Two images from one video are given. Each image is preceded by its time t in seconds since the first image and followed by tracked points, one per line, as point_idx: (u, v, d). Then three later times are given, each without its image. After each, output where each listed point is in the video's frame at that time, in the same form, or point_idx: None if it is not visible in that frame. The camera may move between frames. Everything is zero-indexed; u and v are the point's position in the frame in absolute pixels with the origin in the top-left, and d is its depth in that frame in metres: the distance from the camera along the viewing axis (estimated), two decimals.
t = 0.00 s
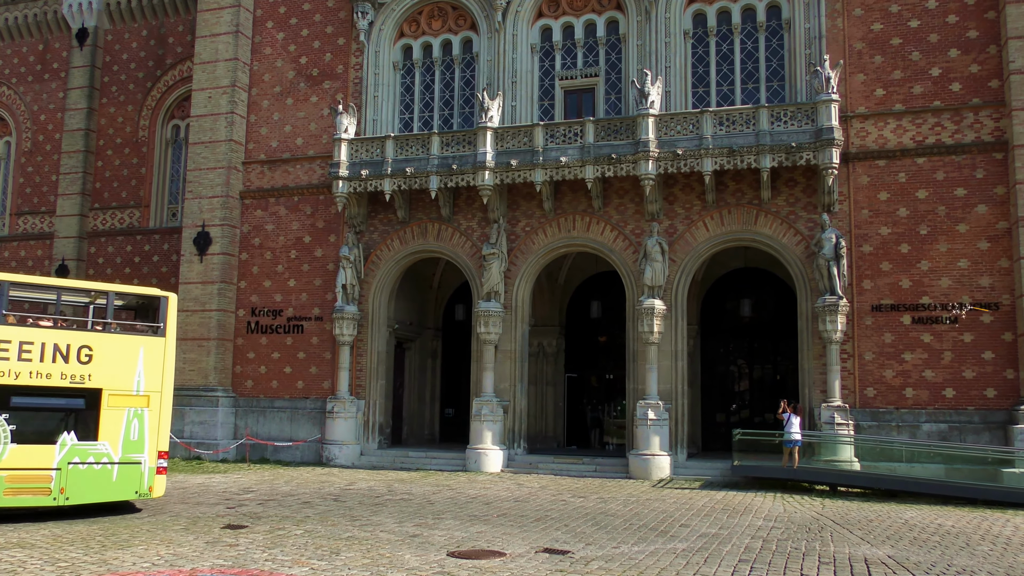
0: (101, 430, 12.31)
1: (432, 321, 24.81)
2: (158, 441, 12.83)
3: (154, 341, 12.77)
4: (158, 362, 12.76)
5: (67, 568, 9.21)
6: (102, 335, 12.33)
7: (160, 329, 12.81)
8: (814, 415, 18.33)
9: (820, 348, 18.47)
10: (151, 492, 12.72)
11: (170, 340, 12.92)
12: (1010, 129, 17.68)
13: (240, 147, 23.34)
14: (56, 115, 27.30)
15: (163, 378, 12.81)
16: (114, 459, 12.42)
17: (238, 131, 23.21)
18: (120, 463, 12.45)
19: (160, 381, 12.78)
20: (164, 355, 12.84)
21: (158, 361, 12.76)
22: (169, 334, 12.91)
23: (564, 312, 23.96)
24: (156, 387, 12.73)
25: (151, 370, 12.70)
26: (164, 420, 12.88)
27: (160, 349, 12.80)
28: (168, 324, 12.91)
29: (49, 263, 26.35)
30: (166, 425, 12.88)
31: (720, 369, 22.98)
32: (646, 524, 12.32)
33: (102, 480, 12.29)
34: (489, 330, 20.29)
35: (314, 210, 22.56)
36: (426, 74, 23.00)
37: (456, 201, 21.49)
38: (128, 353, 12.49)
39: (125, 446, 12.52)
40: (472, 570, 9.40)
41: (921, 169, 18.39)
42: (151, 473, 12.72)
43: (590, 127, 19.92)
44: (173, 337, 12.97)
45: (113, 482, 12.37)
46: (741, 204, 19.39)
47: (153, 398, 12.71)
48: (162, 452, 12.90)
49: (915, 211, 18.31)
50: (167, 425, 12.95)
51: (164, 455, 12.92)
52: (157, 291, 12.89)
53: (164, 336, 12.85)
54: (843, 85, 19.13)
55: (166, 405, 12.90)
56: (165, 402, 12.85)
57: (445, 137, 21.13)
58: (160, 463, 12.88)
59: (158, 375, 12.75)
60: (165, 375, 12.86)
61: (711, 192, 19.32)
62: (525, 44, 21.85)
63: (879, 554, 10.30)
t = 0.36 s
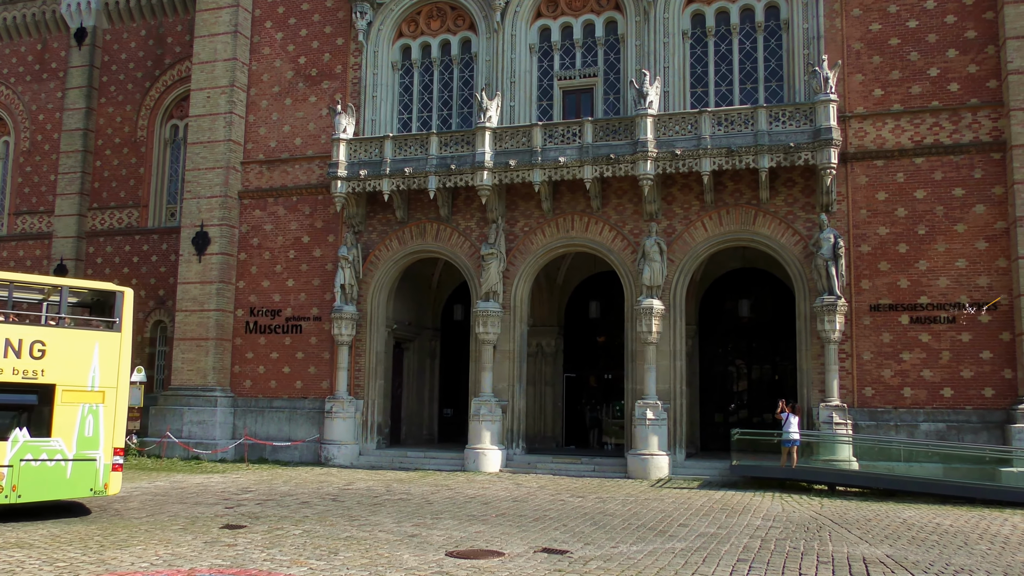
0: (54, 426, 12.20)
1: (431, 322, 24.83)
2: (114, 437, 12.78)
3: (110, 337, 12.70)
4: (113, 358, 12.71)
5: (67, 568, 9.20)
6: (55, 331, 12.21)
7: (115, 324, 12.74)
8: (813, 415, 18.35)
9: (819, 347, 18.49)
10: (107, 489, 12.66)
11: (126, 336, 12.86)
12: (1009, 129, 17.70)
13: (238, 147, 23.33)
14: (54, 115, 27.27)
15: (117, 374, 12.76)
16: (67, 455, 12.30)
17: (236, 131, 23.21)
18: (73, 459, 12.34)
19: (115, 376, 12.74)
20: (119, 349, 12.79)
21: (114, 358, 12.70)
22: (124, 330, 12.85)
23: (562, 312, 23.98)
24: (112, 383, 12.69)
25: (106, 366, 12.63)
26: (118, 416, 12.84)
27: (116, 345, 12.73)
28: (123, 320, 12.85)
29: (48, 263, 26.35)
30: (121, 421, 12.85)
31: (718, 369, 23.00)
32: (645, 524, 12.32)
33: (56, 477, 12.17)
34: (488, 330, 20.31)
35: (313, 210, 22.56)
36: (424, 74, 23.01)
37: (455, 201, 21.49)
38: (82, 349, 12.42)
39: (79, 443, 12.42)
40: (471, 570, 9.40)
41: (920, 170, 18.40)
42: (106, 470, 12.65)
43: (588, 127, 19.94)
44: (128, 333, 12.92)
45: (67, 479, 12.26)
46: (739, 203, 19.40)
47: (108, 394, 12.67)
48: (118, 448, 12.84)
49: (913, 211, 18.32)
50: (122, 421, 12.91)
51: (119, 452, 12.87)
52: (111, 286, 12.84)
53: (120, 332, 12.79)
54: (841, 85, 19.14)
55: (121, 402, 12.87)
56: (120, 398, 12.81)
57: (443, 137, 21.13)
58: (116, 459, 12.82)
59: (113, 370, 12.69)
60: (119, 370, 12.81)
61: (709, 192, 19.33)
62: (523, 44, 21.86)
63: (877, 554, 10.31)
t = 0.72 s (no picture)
0: (2, 426, 11.79)
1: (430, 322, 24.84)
2: (64, 438, 12.42)
3: (63, 334, 12.33)
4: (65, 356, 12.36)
5: (66, 569, 9.20)
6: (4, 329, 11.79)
7: (67, 322, 12.37)
8: (812, 415, 18.36)
9: (818, 348, 18.49)
10: (57, 491, 12.27)
11: (78, 334, 12.49)
12: (1007, 128, 17.71)
13: (237, 148, 23.33)
14: (52, 116, 27.26)
15: (68, 373, 12.42)
16: (16, 456, 11.88)
17: (234, 132, 23.21)
18: (22, 461, 11.93)
19: (66, 375, 12.41)
20: (71, 347, 12.44)
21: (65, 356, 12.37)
22: (77, 328, 12.47)
23: (561, 313, 23.99)
24: (62, 382, 12.36)
25: (57, 365, 12.29)
26: (70, 416, 12.50)
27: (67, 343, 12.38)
28: (76, 318, 12.46)
29: (46, 265, 26.36)
30: (72, 422, 12.49)
31: (717, 370, 23.00)
32: (644, 525, 12.32)
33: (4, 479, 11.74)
34: (486, 331, 20.34)
35: (311, 211, 22.55)
36: (423, 75, 23.01)
37: (453, 202, 21.49)
38: (32, 347, 12.04)
39: (29, 443, 12.02)
40: (469, 571, 9.41)
41: (918, 170, 18.41)
42: (57, 471, 12.28)
43: (586, 128, 19.94)
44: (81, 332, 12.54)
45: (16, 481, 11.84)
46: (737, 204, 19.42)
47: (59, 393, 12.33)
48: (68, 449, 12.48)
49: (911, 211, 18.33)
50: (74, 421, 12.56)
51: (70, 453, 12.51)
52: (64, 282, 12.36)
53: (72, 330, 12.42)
54: (839, 85, 19.16)
55: (73, 401, 12.52)
56: (72, 397, 12.48)
57: (441, 138, 21.13)
58: (67, 460, 12.44)
59: (64, 369, 12.35)
60: (71, 369, 12.48)
61: (708, 193, 19.34)
62: (521, 45, 21.86)
63: (874, 554, 10.32)
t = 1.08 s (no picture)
0: None
1: (428, 322, 24.85)
2: (9, 436, 12.64)
3: (8, 330, 12.60)
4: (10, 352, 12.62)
5: (64, 570, 9.19)
6: None
7: (13, 317, 12.65)
8: (810, 415, 18.36)
9: (815, 348, 18.51)
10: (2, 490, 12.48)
11: (22, 330, 12.79)
12: (1004, 128, 17.73)
13: (235, 149, 23.32)
14: (50, 117, 27.25)
15: (13, 369, 12.66)
16: None
17: (232, 133, 23.20)
18: None
19: (12, 372, 12.65)
20: (16, 343, 12.73)
21: (10, 352, 12.62)
22: (21, 323, 12.75)
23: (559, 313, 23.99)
24: (8, 379, 12.60)
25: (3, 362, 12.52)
26: (14, 413, 12.73)
27: (12, 339, 12.65)
28: (20, 313, 12.76)
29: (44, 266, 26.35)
30: (16, 419, 12.73)
31: (715, 370, 23.02)
32: (643, 524, 12.33)
33: None
34: (484, 331, 20.34)
35: (309, 211, 22.55)
36: (421, 76, 23.00)
37: (451, 202, 21.50)
38: None
39: None
40: (467, 571, 9.42)
41: (915, 170, 18.43)
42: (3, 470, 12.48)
43: (584, 128, 19.95)
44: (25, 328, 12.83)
45: None
46: (735, 204, 19.43)
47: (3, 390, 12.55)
48: (13, 448, 12.69)
49: (909, 211, 18.35)
50: (18, 419, 12.79)
51: (14, 452, 12.72)
52: (10, 277, 12.64)
53: (16, 325, 12.71)
54: (836, 85, 19.18)
55: (17, 398, 12.76)
56: (17, 393, 12.74)
57: (439, 139, 21.14)
58: (12, 460, 12.65)
59: (9, 365, 12.60)
60: (16, 366, 12.73)
61: (705, 193, 19.35)
62: (519, 45, 21.86)
63: (872, 553, 10.33)
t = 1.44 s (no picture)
0: None
1: (427, 323, 24.84)
2: None
3: None
4: None
5: (63, 571, 9.19)
6: None
7: None
8: (809, 415, 18.36)
9: (814, 347, 18.52)
10: None
11: None
12: (1002, 128, 17.75)
13: (233, 149, 23.30)
14: (47, 118, 27.22)
15: None
16: None
17: (230, 133, 23.20)
18: None
19: None
20: None
21: None
22: None
23: (558, 312, 23.99)
24: None
25: None
26: None
27: None
28: None
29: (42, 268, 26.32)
30: None
31: (714, 370, 23.05)
32: (642, 524, 12.32)
33: None
34: (483, 331, 20.33)
35: (308, 211, 22.55)
36: (419, 76, 22.99)
37: (449, 202, 21.50)
38: None
39: None
40: (467, 571, 9.43)
41: (913, 169, 18.44)
42: None
43: (582, 128, 19.96)
44: None
45: None
46: (734, 203, 19.43)
47: None
48: None
49: (907, 210, 18.36)
50: None
51: None
52: None
53: None
54: (834, 85, 19.19)
55: None
56: None
57: (438, 139, 21.14)
58: None
59: None
60: None
61: (704, 192, 19.36)
62: (517, 45, 21.86)
63: (871, 552, 10.34)
